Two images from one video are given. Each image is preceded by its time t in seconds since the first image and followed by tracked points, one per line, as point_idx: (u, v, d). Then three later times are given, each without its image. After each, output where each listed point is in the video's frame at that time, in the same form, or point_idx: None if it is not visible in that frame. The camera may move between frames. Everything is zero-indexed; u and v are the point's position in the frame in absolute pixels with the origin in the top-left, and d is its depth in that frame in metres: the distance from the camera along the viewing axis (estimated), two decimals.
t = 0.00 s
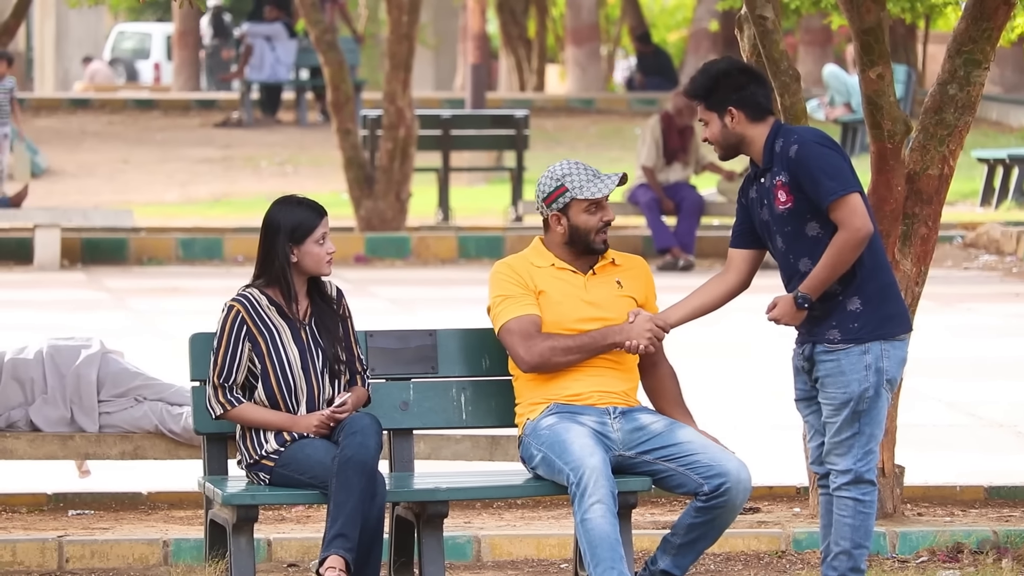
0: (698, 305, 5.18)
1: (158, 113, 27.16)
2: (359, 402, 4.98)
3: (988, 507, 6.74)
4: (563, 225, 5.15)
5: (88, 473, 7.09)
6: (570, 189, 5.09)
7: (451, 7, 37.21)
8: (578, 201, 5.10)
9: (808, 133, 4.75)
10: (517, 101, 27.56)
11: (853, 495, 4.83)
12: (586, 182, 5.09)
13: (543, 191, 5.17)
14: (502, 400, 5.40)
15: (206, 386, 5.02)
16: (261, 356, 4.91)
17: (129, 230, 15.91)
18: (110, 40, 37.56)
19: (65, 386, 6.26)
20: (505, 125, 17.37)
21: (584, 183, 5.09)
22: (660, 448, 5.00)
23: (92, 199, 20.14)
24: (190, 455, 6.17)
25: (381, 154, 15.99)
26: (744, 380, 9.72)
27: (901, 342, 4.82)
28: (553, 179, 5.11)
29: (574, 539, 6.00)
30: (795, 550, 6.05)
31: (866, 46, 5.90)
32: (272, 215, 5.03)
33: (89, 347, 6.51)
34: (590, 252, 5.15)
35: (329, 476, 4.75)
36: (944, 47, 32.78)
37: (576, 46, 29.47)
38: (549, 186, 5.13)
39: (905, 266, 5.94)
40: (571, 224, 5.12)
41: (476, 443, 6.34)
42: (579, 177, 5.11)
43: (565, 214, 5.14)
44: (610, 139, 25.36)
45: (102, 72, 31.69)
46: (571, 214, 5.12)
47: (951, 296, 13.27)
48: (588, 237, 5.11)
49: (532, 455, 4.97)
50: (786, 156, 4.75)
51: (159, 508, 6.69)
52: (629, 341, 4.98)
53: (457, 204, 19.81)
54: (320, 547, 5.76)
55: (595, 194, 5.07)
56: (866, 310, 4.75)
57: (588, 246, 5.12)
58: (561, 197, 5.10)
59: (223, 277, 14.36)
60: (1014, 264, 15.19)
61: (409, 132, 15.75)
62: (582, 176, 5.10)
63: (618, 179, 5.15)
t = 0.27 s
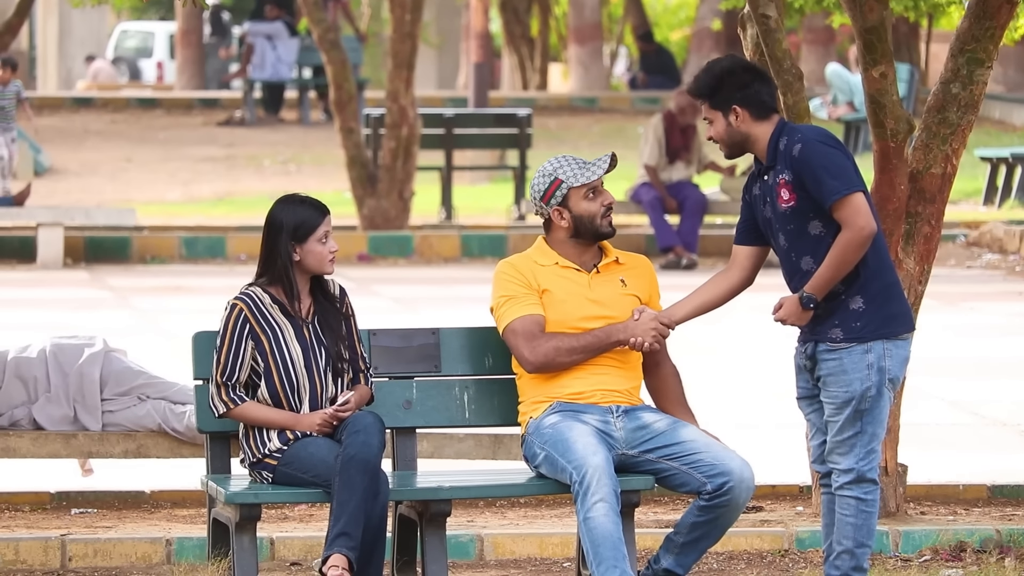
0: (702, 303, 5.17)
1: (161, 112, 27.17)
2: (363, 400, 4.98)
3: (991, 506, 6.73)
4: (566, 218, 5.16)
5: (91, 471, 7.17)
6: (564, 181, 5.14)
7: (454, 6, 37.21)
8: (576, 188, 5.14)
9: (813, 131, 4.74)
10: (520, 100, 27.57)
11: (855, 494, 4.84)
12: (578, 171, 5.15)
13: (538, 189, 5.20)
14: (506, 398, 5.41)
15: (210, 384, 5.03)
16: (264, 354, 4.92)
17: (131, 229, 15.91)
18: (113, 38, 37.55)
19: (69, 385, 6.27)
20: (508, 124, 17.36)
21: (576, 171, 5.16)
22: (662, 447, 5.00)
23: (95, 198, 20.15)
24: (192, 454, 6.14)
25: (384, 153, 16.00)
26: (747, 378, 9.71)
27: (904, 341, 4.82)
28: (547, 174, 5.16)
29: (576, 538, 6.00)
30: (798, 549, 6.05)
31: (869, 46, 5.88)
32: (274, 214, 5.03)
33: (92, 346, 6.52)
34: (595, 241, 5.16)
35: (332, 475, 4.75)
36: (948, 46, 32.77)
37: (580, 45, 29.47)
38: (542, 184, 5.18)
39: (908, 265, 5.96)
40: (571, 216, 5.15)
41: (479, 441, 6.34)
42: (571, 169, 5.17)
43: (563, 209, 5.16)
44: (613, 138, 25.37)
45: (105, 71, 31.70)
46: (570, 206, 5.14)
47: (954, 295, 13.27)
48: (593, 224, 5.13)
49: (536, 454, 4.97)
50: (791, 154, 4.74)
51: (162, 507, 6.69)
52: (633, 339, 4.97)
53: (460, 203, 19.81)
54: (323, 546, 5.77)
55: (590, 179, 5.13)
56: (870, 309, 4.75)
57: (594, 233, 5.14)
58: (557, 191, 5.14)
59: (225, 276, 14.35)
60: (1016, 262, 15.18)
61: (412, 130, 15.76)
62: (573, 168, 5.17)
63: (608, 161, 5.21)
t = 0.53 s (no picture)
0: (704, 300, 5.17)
1: (162, 111, 27.17)
2: (364, 398, 4.97)
3: (993, 505, 6.73)
4: (563, 214, 5.17)
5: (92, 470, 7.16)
6: (559, 177, 5.14)
7: (456, 5, 37.21)
8: (571, 183, 5.14)
9: (820, 128, 4.74)
10: (522, 98, 27.56)
11: (856, 493, 4.83)
12: (571, 165, 5.15)
13: (534, 186, 5.20)
14: (507, 396, 5.41)
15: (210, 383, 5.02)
16: (265, 353, 4.92)
17: (133, 228, 15.91)
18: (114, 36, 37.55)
19: (69, 383, 6.27)
20: (510, 123, 17.35)
21: (571, 166, 5.16)
22: (664, 446, 5.00)
23: (96, 197, 20.15)
24: (194, 452, 6.17)
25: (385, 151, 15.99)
26: (750, 377, 9.71)
27: (904, 340, 4.82)
28: (541, 171, 5.16)
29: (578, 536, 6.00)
30: (800, 547, 6.05)
31: (871, 44, 5.88)
32: (275, 212, 5.03)
33: (94, 345, 6.51)
34: (594, 236, 5.17)
35: (333, 473, 4.75)
36: (949, 45, 32.76)
37: (581, 43, 29.46)
38: (538, 180, 5.18)
39: (909, 264, 5.95)
40: (568, 211, 5.15)
41: (481, 440, 6.34)
42: (565, 164, 5.17)
43: (560, 204, 5.16)
44: (614, 136, 25.37)
45: (106, 69, 31.69)
46: (566, 201, 5.15)
47: (955, 293, 13.26)
48: (590, 218, 5.14)
49: (537, 453, 4.97)
50: (798, 150, 4.74)
51: (163, 506, 6.69)
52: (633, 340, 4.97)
53: (461, 201, 19.81)
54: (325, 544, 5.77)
55: (584, 173, 5.13)
56: (871, 307, 4.75)
57: (592, 227, 5.14)
58: (553, 187, 5.14)
59: (226, 274, 14.35)
60: (1018, 261, 15.18)
61: (413, 129, 15.76)
62: (567, 164, 5.16)
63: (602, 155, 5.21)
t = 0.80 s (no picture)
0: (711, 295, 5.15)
1: (162, 110, 27.16)
2: (364, 396, 4.97)
3: (992, 503, 6.73)
4: (562, 212, 5.16)
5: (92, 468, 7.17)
6: (557, 175, 5.14)
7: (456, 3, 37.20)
8: (569, 181, 5.13)
9: (830, 124, 4.74)
10: (522, 97, 27.57)
11: (853, 491, 4.83)
12: (569, 163, 5.15)
13: (532, 185, 5.20)
14: (507, 395, 5.41)
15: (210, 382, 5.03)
16: (265, 351, 4.92)
17: (133, 226, 15.92)
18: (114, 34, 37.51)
19: (69, 382, 6.26)
20: (510, 121, 17.34)
21: (568, 164, 5.16)
22: (663, 444, 4.99)
23: (96, 195, 20.15)
24: (195, 451, 6.18)
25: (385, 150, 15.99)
26: (750, 376, 9.71)
27: (902, 338, 4.81)
28: (539, 170, 5.16)
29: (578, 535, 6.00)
30: (800, 546, 6.05)
31: (872, 43, 5.88)
32: (274, 210, 5.03)
33: (94, 343, 6.51)
34: (593, 233, 5.17)
35: (333, 472, 4.75)
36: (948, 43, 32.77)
37: (582, 42, 29.47)
38: (536, 180, 5.18)
39: (910, 262, 5.94)
40: (567, 209, 5.15)
41: (481, 438, 6.34)
42: (563, 162, 5.17)
43: (559, 203, 5.16)
44: (614, 135, 25.38)
45: (107, 68, 31.69)
46: (565, 199, 5.15)
47: (956, 291, 13.26)
48: (589, 215, 5.14)
49: (537, 451, 4.97)
50: (806, 144, 4.74)
51: (163, 504, 6.69)
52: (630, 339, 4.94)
53: (461, 200, 19.81)
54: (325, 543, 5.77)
55: (582, 170, 5.13)
56: (869, 306, 4.75)
57: (592, 224, 5.14)
58: (551, 185, 5.14)
59: (226, 273, 14.35)
60: (1018, 259, 15.19)
61: (413, 127, 15.76)
62: (565, 162, 5.16)
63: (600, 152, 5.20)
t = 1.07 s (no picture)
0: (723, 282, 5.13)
1: (161, 109, 27.16)
2: (363, 395, 4.97)
3: (991, 502, 6.73)
4: (560, 210, 5.16)
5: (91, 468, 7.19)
6: (556, 173, 5.14)
7: (455, 3, 37.20)
8: (568, 179, 5.13)
9: (837, 121, 4.73)
10: (521, 96, 27.57)
11: (852, 491, 4.83)
12: (568, 162, 5.15)
13: (530, 184, 5.20)
14: (505, 394, 5.40)
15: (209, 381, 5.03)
16: (264, 350, 4.92)
17: (132, 225, 15.92)
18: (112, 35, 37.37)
19: (68, 381, 6.25)
20: (509, 120, 17.32)
21: (566, 163, 5.15)
22: (662, 443, 4.99)
23: (95, 194, 20.13)
24: (193, 450, 6.18)
25: (385, 149, 15.98)
26: (750, 374, 9.72)
27: (899, 338, 4.81)
28: (538, 168, 5.16)
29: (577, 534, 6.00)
30: (799, 545, 6.04)
31: (870, 41, 5.88)
32: (272, 209, 5.03)
33: (93, 342, 6.50)
34: (592, 231, 5.17)
35: (332, 471, 4.74)
36: (947, 43, 32.80)
37: (581, 41, 29.47)
38: (535, 178, 5.18)
39: (908, 261, 5.92)
40: (565, 207, 5.15)
41: (480, 437, 6.34)
42: (561, 160, 5.17)
43: (557, 201, 5.16)
44: (614, 134, 25.39)
45: (105, 67, 31.64)
46: (564, 197, 5.14)
47: (955, 290, 13.27)
48: (588, 214, 5.14)
49: (536, 449, 4.97)
50: (812, 141, 4.73)
51: (162, 504, 6.69)
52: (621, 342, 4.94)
53: (461, 199, 19.81)
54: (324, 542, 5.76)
55: (581, 168, 5.13)
56: (865, 305, 4.75)
57: (591, 223, 5.14)
58: (550, 183, 5.14)
59: (225, 272, 14.34)
60: (1016, 258, 15.19)
61: (413, 126, 15.75)
62: (563, 160, 5.16)
63: (598, 150, 5.20)
